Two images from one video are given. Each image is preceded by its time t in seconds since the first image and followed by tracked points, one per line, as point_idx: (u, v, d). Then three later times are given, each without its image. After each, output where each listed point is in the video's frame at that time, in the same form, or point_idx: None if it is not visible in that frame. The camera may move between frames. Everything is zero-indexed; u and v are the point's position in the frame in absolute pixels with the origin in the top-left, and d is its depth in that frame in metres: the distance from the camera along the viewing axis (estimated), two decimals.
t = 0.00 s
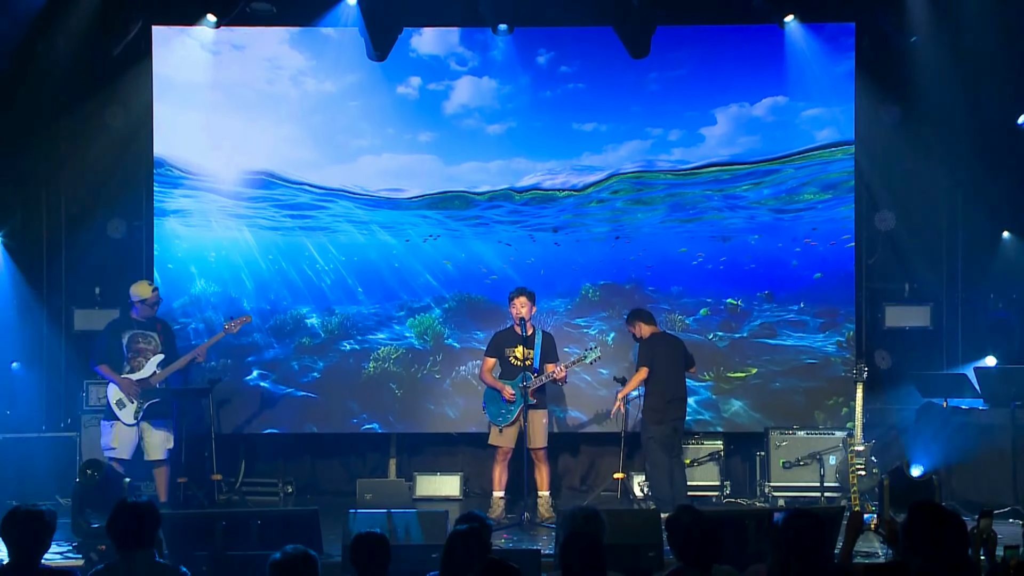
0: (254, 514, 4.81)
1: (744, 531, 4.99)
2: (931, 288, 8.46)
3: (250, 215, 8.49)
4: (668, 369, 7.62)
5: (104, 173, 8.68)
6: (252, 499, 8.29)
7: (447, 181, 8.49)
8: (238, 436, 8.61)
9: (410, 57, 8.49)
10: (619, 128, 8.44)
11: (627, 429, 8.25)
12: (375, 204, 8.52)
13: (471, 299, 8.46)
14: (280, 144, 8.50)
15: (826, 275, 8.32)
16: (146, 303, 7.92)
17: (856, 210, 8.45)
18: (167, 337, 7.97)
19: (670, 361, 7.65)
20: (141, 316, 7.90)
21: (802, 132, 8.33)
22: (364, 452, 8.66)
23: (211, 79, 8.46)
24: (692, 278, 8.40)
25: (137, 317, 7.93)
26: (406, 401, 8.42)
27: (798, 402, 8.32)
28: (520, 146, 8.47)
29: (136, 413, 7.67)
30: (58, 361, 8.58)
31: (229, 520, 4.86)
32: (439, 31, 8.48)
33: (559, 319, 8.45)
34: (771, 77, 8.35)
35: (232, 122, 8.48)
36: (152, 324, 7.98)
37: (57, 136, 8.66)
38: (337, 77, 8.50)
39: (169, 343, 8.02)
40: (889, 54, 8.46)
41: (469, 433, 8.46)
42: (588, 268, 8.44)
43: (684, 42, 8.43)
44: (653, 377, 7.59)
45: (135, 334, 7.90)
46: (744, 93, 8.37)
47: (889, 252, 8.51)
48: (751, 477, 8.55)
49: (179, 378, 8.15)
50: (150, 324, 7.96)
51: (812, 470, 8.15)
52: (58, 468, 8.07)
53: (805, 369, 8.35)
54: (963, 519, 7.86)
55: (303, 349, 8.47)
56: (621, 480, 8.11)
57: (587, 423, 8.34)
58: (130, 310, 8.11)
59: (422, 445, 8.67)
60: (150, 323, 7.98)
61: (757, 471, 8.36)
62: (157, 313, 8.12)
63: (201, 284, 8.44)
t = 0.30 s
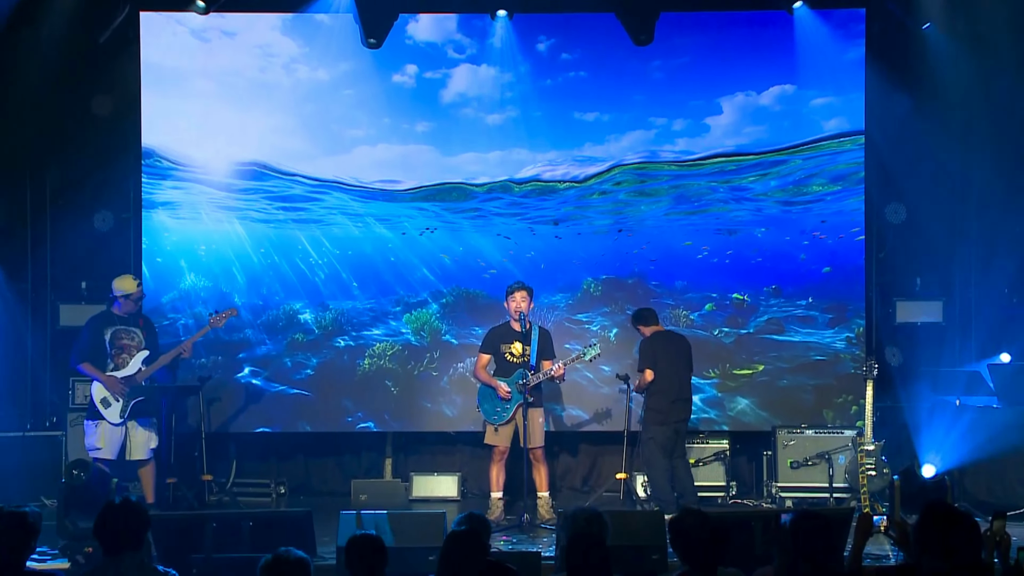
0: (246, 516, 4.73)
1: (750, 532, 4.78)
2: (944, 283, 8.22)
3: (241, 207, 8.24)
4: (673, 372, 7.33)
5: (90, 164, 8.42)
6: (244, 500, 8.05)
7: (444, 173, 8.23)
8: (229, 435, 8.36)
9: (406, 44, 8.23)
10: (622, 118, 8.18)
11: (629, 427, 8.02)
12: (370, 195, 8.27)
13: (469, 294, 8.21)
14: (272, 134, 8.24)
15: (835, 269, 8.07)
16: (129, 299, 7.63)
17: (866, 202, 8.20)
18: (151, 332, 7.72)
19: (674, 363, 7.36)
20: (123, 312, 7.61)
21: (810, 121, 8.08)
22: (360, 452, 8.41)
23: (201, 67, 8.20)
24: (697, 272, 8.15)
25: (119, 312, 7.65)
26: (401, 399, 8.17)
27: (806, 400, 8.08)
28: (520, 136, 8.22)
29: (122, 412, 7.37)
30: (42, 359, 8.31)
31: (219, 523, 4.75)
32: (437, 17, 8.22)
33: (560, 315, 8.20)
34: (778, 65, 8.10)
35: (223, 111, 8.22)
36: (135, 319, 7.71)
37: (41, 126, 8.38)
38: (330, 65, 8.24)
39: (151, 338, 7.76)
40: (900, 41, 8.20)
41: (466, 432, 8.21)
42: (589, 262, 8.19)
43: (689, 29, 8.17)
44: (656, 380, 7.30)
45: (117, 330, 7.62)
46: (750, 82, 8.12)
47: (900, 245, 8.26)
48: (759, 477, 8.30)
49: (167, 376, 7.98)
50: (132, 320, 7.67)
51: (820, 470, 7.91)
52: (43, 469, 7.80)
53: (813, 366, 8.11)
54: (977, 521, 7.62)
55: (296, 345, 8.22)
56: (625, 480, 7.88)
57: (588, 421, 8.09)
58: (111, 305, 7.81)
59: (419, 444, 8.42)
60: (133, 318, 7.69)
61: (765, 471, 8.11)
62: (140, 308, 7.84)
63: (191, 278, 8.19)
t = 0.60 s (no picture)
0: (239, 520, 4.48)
1: (755, 538, 4.53)
2: (956, 279, 7.97)
3: (232, 201, 7.99)
4: (682, 406, 7.08)
5: (77, 157, 8.18)
6: (235, 504, 7.81)
7: (441, 166, 7.99)
8: (220, 437, 8.12)
9: (402, 33, 7.98)
10: (624, 109, 7.94)
11: (632, 429, 7.78)
12: (364, 189, 8.02)
13: (467, 291, 7.96)
14: (264, 126, 7.99)
15: (844, 266, 7.83)
16: (119, 296, 7.41)
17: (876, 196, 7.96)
18: (142, 329, 7.51)
19: (684, 398, 7.10)
20: (114, 309, 7.38)
21: (819, 112, 7.83)
22: (354, 454, 8.17)
23: (191, 57, 7.96)
24: (701, 268, 7.91)
25: (109, 310, 7.41)
26: (397, 400, 7.93)
27: (814, 400, 7.84)
28: (519, 128, 7.97)
29: (114, 412, 7.12)
30: (26, 358, 8.05)
31: (210, 527, 4.46)
32: (434, 5, 7.97)
33: (561, 313, 7.96)
34: (786, 54, 7.86)
35: (214, 102, 7.97)
36: (124, 317, 7.49)
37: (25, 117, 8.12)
38: (324, 55, 7.99)
39: (144, 336, 7.56)
40: (911, 30, 7.96)
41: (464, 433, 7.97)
42: (591, 258, 7.94)
43: (694, 17, 7.93)
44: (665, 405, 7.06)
45: (108, 327, 7.40)
46: (757, 72, 7.88)
47: (911, 240, 8.02)
48: (765, 481, 8.06)
49: (157, 375, 7.70)
50: (122, 317, 7.45)
51: (828, 473, 7.67)
52: (28, 471, 7.56)
53: (822, 365, 7.86)
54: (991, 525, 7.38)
55: (288, 344, 7.97)
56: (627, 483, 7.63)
57: (590, 422, 7.85)
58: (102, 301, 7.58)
59: (415, 446, 8.18)
60: (123, 316, 7.48)
61: (772, 474, 7.87)
62: (129, 305, 7.62)
63: (180, 275, 7.95)
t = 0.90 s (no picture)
0: (230, 524, 4.23)
1: (760, 541, 4.30)
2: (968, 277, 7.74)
3: (222, 197, 7.76)
4: (687, 449, 6.85)
5: (63, 151, 7.94)
6: (225, 509, 7.58)
7: (437, 161, 7.76)
8: (210, 439, 7.89)
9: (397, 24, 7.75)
10: (626, 102, 7.71)
11: (634, 432, 7.54)
12: (358, 184, 7.79)
13: (464, 290, 7.74)
14: (255, 120, 7.76)
15: (853, 264, 7.60)
16: (113, 293, 7.19)
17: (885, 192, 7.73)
18: (137, 329, 7.29)
19: (692, 441, 6.88)
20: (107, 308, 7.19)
21: (827, 106, 7.61)
22: (348, 457, 7.94)
23: (180, 48, 7.73)
24: (705, 266, 7.68)
25: (102, 309, 7.22)
26: (393, 401, 7.70)
27: (821, 402, 7.62)
28: (518, 122, 7.74)
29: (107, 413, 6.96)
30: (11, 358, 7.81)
31: (200, 532, 4.23)
32: None
33: (561, 312, 7.73)
34: (792, 46, 7.64)
35: (203, 95, 7.74)
36: (119, 316, 7.28)
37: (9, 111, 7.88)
38: (317, 46, 7.75)
39: (141, 335, 7.34)
40: (920, 21, 7.74)
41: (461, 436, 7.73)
42: (592, 256, 7.72)
43: (697, 7, 7.69)
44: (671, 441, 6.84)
45: (100, 326, 7.21)
46: (762, 63, 7.65)
47: (921, 237, 7.79)
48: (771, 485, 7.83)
49: (147, 376, 7.48)
50: (116, 316, 7.25)
51: (837, 477, 7.42)
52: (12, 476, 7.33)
53: (829, 366, 7.64)
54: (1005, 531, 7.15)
55: (280, 344, 7.74)
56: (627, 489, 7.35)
57: (591, 425, 7.62)
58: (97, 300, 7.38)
59: (411, 449, 7.95)
60: (117, 315, 7.28)
61: (779, 478, 7.64)
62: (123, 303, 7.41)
63: (169, 273, 7.71)
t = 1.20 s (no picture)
0: (216, 527, 3.98)
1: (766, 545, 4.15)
2: (981, 273, 7.51)
3: (210, 190, 7.52)
4: (698, 461, 6.59)
5: (47, 143, 7.70)
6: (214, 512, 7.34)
7: (433, 153, 7.52)
8: (199, 440, 7.65)
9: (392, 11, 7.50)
10: (627, 93, 7.47)
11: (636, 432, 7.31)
12: (351, 177, 7.55)
13: (461, 286, 7.50)
14: (244, 111, 7.51)
15: (862, 259, 7.37)
16: (104, 289, 6.96)
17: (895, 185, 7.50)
18: (130, 327, 7.05)
19: (703, 453, 6.61)
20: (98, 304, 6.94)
21: (835, 96, 7.38)
22: (341, 459, 7.71)
23: (167, 37, 7.48)
24: (710, 261, 7.44)
25: (94, 306, 6.98)
26: (387, 401, 7.46)
27: (829, 402, 7.39)
28: (516, 113, 7.50)
29: (98, 413, 6.69)
30: None
31: (188, 535, 4.00)
32: None
33: (561, 309, 7.50)
34: (799, 34, 7.40)
35: (191, 85, 7.49)
36: (111, 313, 7.04)
37: None
38: (309, 34, 7.50)
39: (134, 334, 7.10)
40: (931, 10, 7.52)
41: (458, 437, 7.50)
42: (593, 251, 7.48)
43: None
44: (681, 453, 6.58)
45: (94, 326, 6.94)
46: (768, 53, 7.41)
47: (932, 232, 7.56)
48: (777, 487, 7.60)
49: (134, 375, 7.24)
50: (108, 314, 7.00)
51: (845, 479, 7.20)
52: None
53: (837, 365, 7.41)
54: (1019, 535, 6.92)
55: (270, 342, 7.50)
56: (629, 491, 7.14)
57: (591, 425, 7.40)
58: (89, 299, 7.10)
59: (405, 450, 7.72)
60: (109, 313, 7.03)
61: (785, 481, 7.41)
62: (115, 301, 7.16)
63: (156, 268, 7.47)
